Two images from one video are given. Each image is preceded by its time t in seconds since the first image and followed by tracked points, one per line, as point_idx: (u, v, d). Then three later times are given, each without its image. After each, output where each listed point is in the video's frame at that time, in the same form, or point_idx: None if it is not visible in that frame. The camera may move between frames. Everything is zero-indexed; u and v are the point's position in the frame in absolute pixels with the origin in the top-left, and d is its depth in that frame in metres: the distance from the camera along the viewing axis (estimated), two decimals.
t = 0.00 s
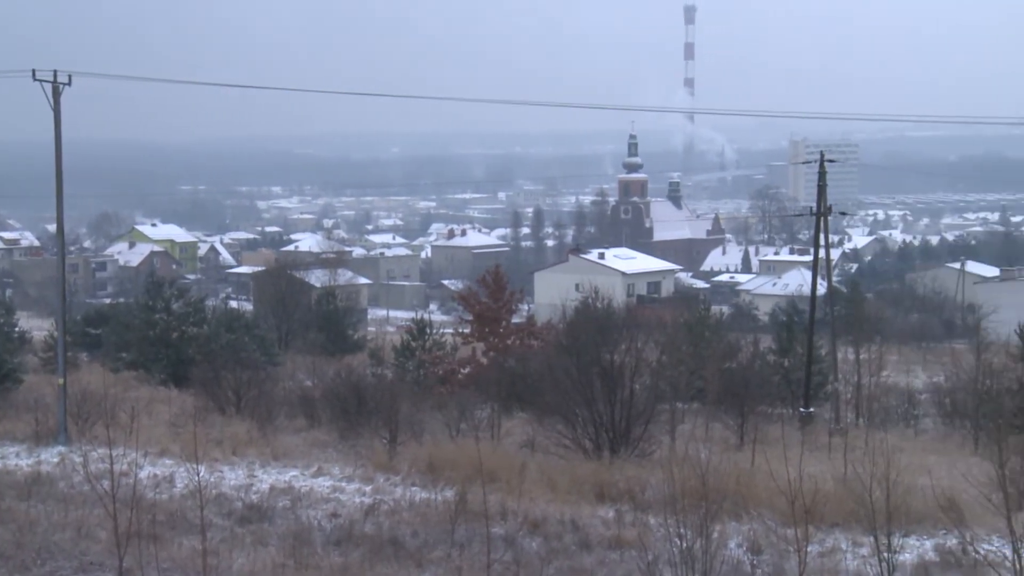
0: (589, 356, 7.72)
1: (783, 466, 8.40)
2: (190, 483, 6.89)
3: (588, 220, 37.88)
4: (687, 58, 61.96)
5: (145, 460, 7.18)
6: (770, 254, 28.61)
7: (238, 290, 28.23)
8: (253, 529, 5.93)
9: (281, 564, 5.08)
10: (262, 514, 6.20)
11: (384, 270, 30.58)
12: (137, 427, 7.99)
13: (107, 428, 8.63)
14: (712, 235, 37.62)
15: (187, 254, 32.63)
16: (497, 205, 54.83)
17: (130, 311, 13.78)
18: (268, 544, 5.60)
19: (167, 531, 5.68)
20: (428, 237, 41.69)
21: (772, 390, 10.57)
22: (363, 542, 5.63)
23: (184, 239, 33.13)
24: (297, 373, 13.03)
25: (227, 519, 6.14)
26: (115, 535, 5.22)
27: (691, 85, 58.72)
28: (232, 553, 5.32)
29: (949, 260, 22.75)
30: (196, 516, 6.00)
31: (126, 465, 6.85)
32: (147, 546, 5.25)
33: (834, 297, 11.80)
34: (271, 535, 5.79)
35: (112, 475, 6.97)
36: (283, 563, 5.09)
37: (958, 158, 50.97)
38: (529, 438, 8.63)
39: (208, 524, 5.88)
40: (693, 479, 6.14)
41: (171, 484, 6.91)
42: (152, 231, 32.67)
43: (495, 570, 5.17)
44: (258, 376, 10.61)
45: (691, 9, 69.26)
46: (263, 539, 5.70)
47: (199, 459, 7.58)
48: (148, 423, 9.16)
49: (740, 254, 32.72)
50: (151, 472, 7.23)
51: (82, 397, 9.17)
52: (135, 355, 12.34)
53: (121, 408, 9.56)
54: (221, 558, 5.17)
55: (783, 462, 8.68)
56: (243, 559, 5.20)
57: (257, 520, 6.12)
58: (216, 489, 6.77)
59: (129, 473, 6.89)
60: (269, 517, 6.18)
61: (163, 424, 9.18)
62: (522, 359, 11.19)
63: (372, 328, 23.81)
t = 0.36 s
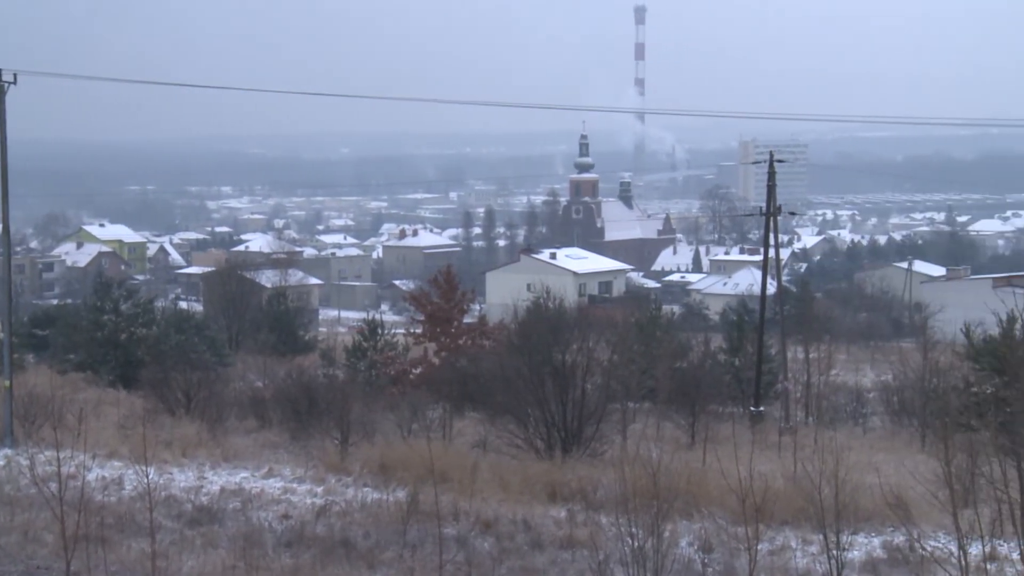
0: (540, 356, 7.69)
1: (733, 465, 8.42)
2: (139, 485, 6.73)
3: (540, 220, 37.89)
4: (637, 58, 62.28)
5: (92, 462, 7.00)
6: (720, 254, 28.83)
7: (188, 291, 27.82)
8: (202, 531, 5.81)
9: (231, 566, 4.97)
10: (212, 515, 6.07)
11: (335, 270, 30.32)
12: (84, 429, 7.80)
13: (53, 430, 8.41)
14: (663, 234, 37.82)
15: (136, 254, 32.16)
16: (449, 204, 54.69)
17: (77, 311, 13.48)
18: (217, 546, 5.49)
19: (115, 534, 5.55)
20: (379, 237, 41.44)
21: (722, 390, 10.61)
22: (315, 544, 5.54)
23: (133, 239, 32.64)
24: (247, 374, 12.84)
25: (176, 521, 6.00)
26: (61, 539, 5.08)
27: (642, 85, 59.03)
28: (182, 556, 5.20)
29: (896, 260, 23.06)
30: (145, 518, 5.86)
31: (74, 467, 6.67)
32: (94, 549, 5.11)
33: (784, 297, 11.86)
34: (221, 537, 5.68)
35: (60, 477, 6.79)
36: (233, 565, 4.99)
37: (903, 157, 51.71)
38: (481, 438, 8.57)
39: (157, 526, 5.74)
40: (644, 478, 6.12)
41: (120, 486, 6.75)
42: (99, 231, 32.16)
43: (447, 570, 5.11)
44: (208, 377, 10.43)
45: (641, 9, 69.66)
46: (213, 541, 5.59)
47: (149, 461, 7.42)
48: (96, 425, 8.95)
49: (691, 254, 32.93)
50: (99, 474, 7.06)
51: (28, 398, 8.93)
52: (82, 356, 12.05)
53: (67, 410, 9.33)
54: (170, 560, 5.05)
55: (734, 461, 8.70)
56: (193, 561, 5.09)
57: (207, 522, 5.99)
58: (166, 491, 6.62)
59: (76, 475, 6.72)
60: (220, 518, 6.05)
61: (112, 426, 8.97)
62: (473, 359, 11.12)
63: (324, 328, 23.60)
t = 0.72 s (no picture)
0: (497, 355, 7.64)
1: (689, 464, 8.44)
2: (92, 488, 6.58)
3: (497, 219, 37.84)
4: (593, 59, 62.50)
5: (43, 465, 6.84)
6: (676, 254, 28.98)
7: (141, 292, 27.40)
8: (157, 534, 5.69)
9: (184, 570, 4.90)
10: (167, 518, 5.94)
11: (291, 271, 30.02)
12: (35, 431, 7.62)
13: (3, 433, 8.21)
14: (619, 234, 37.97)
15: (88, 254, 31.62)
16: (405, 205, 54.47)
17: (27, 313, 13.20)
18: (171, 550, 5.38)
19: (66, 537, 5.42)
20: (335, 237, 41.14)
21: (678, 389, 10.63)
22: (270, 545, 5.45)
23: (85, 239, 32.14)
24: (202, 375, 12.65)
25: (129, 524, 5.87)
26: (11, 543, 4.95)
27: (597, 85, 59.24)
28: (135, 560, 5.10)
29: (848, 260, 23.32)
30: (97, 521, 5.73)
31: (24, 470, 6.51)
32: (45, 554, 4.99)
33: (738, 297, 11.91)
34: (176, 540, 5.57)
35: (10, 481, 6.62)
36: (188, 569, 4.90)
37: (855, 158, 52.36)
38: (438, 439, 8.51)
39: (109, 529, 5.62)
40: (601, 477, 6.10)
41: (71, 489, 6.60)
42: (51, 231, 31.57)
43: (404, 572, 5.05)
44: (163, 378, 10.26)
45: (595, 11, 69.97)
46: (167, 544, 5.48)
47: (101, 464, 7.26)
48: (47, 428, 8.75)
49: (646, 254, 33.07)
50: (51, 477, 6.90)
51: None
52: (33, 359, 11.80)
53: (18, 412, 9.12)
54: (123, 564, 4.95)
55: (688, 461, 8.72)
56: (146, 564, 4.99)
57: (160, 525, 5.87)
58: (119, 494, 6.48)
59: (27, 478, 6.56)
60: (174, 521, 5.93)
61: (64, 428, 8.78)
62: (429, 359, 11.05)
63: (279, 329, 23.39)
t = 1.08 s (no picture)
0: (453, 356, 7.59)
1: (644, 463, 8.44)
2: (43, 491, 6.43)
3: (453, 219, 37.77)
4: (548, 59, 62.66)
5: None
6: (632, 254, 29.12)
7: (93, 294, 26.96)
8: (110, 537, 5.58)
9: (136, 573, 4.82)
10: (120, 521, 5.82)
11: (245, 272, 29.71)
12: None
13: None
14: (575, 234, 38.07)
15: (39, 255, 31.05)
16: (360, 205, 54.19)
17: None
18: (124, 553, 5.28)
19: (16, 542, 5.29)
20: (290, 238, 40.81)
21: (633, 389, 10.65)
22: (224, 548, 5.37)
23: (35, 240, 31.57)
24: (156, 377, 12.46)
25: (81, 527, 5.75)
26: None
27: (552, 85, 59.37)
28: (87, 565, 4.99)
29: (802, 260, 23.56)
30: (48, 524, 5.61)
31: None
32: None
33: (693, 298, 11.94)
34: (129, 543, 5.47)
35: None
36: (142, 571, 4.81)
37: (808, 159, 52.93)
38: (393, 440, 8.44)
39: (60, 532, 5.50)
40: (557, 476, 6.07)
41: (22, 493, 6.44)
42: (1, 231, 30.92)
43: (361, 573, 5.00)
44: (116, 380, 10.07)
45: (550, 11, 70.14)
46: (120, 548, 5.38)
47: (52, 466, 7.10)
48: None
49: (602, 255, 33.18)
50: None
51: None
52: None
53: None
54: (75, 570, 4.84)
55: (644, 460, 8.73)
56: (98, 569, 4.89)
57: (114, 527, 5.75)
58: (70, 497, 6.34)
59: None
60: (127, 524, 5.81)
61: (14, 431, 8.59)
62: (384, 359, 10.97)
63: (233, 331, 23.14)
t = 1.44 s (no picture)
0: (416, 355, 7.54)
1: (606, 463, 8.44)
2: None
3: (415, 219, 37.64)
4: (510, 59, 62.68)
5: None
6: (594, 254, 29.20)
7: (52, 296, 26.54)
8: (68, 540, 5.47)
9: (95, 575, 4.74)
10: (79, 523, 5.71)
11: (206, 273, 29.40)
12: None
13: None
14: (537, 234, 38.08)
15: None
16: (322, 205, 53.91)
17: None
18: (83, 557, 5.19)
19: None
20: (250, 238, 40.48)
21: (596, 389, 10.63)
22: (185, 550, 5.30)
23: None
24: (115, 378, 12.27)
25: (39, 529, 5.64)
26: None
27: (514, 85, 59.40)
28: (46, 571, 4.90)
29: (762, 259, 23.71)
30: (5, 528, 5.49)
31: None
32: None
33: (655, 297, 11.94)
34: (88, 545, 5.37)
35: None
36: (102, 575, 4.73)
37: (769, 159, 53.33)
38: (356, 440, 8.36)
39: (17, 536, 5.39)
40: (520, 476, 6.03)
41: None
42: None
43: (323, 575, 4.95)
44: (75, 381, 9.90)
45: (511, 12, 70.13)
46: (78, 551, 5.28)
47: (10, 469, 6.96)
48: None
49: (564, 254, 33.25)
50: None
51: None
52: None
53: None
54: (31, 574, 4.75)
55: (605, 460, 8.73)
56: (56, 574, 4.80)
57: (73, 530, 5.63)
58: (28, 500, 6.21)
59: None
60: (86, 526, 5.70)
61: None
62: (346, 359, 10.87)
63: (194, 331, 22.89)
